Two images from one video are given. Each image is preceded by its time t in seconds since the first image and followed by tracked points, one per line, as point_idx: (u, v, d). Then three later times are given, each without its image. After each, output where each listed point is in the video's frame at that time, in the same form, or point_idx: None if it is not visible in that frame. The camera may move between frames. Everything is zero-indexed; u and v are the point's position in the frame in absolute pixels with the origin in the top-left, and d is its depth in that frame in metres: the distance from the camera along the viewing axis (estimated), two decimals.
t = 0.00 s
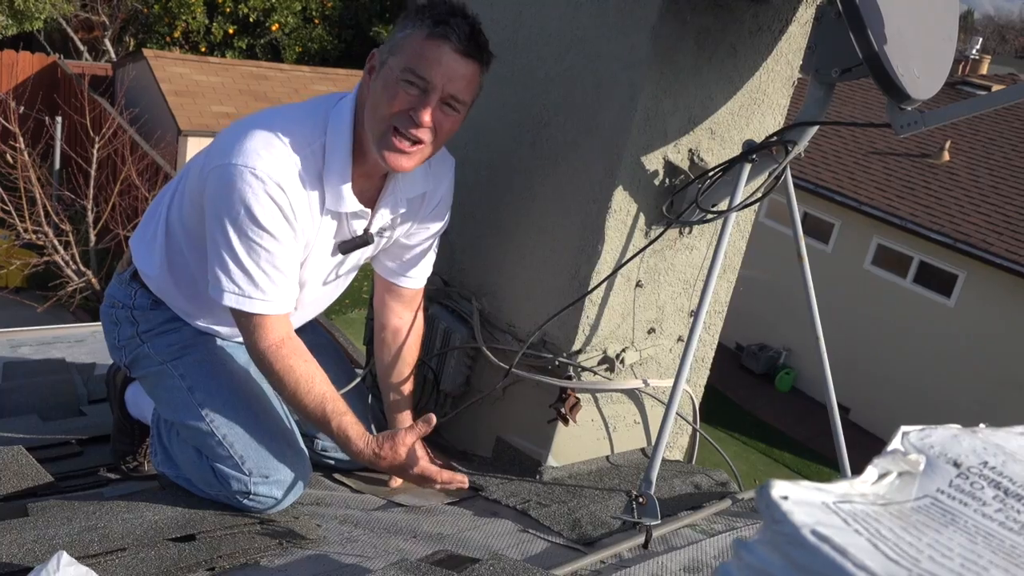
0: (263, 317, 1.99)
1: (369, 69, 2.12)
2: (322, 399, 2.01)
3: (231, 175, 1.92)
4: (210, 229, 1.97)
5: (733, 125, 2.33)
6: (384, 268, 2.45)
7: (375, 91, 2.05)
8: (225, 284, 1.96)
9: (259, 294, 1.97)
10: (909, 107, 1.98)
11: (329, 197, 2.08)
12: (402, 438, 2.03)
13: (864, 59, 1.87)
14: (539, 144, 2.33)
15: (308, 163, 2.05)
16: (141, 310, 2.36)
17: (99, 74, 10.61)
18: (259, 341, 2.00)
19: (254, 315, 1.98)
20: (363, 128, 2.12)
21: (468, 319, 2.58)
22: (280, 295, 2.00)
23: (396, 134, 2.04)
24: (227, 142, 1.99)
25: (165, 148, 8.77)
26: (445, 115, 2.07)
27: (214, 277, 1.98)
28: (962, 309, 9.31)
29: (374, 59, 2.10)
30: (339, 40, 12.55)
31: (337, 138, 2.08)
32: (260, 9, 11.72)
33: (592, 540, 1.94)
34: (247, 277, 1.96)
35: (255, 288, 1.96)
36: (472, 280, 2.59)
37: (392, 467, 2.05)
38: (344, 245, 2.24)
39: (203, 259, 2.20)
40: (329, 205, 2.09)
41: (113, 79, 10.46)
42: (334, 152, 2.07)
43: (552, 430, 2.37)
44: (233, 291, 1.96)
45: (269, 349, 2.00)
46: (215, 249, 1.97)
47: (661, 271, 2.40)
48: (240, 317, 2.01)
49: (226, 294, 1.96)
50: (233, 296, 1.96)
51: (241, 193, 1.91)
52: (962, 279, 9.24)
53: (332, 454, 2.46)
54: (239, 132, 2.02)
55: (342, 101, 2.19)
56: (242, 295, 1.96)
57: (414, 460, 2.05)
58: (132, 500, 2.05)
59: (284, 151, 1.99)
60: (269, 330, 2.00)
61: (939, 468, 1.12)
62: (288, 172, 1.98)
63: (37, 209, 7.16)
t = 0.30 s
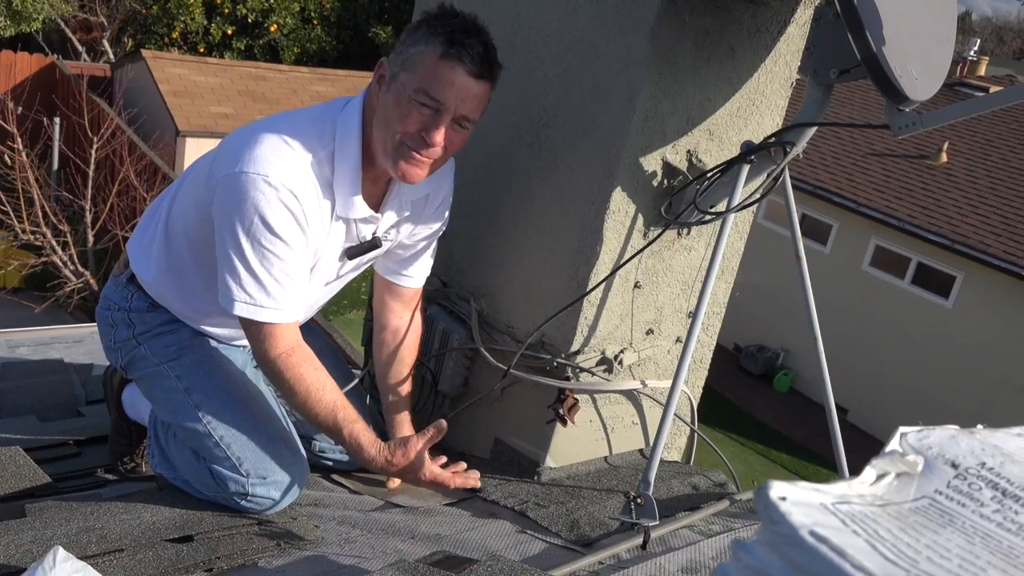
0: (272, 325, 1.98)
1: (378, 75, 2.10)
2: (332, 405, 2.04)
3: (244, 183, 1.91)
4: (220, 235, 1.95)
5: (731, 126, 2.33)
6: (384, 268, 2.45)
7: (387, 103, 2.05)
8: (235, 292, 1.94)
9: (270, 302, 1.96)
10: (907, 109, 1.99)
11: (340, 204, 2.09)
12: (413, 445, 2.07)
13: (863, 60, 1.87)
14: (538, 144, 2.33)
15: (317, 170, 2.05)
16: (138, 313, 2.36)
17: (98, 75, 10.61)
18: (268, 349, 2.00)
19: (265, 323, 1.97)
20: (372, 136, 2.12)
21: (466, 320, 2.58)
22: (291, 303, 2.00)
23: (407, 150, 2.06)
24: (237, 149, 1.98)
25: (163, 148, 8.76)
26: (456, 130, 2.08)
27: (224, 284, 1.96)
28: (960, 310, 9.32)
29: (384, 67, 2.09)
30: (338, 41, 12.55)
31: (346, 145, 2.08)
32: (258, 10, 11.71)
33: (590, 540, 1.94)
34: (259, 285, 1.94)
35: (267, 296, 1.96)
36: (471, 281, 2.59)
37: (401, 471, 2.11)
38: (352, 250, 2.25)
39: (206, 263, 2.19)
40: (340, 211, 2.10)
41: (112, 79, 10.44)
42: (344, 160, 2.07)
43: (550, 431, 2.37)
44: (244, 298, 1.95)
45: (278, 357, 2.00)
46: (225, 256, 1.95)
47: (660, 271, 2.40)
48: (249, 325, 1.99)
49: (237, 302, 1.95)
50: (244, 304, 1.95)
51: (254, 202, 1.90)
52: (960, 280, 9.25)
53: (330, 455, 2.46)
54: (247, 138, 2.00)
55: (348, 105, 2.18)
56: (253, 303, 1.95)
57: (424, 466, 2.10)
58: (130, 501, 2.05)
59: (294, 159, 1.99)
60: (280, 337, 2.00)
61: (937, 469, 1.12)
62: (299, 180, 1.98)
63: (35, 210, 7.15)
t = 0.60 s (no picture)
0: (263, 324, 1.95)
1: (381, 78, 2.11)
2: (324, 397, 1.96)
3: (240, 180, 1.91)
4: (215, 232, 1.95)
5: (730, 126, 2.33)
6: (385, 270, 2.44)
7: (387, 106, 2.06)
8: (227, 289, 1.93)
9: (261, 301, 1.93)
10: (907, 111, 2.01)
11: (337, 206, 2.09)
12: (408, 426, 1.97)
13: (862, 60, 1.87)
14: (537, 145, 2.33)
15: (315, 170, 2.05)
16: (138, 312, 2.35)
17: (97, 75, 10.61)
18: (258, 346, 1.96)
19: (255, 321, 1.95)
20: (371, 140, 2.12)
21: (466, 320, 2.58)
22: (284, 304, 1.98)
23: (405, 156, 2.06)
24: (236, 147, 1.98)
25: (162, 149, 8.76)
26: (453, 137, 2.08)
27: (217, 281, 1.95)
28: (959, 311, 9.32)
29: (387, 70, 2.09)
30: (337, 42, 12.56)
31: (345, 148, 2.08)
32: (258, 11, 11.72)
33: (589, 541, 1.95)
34: (250, 283, 1.92)
35: (259, 295, 1.93)
36: (470, 282, 2.59)
37: (400, 461, 2.00)
38: (352, 252, 2.26)
39: (204, 261, 2.19)
40: (338, 213, 2.10)
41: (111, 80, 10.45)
42: (342, 163, 2.07)
43: (549, 432, 2.37)
44: (235, 297, 1.93)
45: (268, 353, 1.96)
46: (219, 253, 1.94)
47: (659, 272, 2.40)
48: (239, 324, 1.97)
49: (228, 300, 1.93)
50: (236, 302, 1.93)
51: (248, 198, 1.90)
52: (959, 281, 9.26)
53: (330, 456, 2.45)
54: (247, 137, 2.00)
55: (350, 107, 2.19)
56: (245, 302, 1.93)
57: (424, 451, 1.98)
58: (129, 502, 2.05)
59: (291, 158, 1.99)
60: (269, 333, 1.96)
61: (936, 470, 1.12)
62: (296, 180, 1.98)
63: (34, 210, 7.14)
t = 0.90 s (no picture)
0: (256, 320, 1.92)
1: (375, 77, 2.12)
2: (318, 363, 1.88)
3: (231, 175, 1.91)
4: (207, 229, 1.94)
5: (730, 127, 2.33)
6: (381, 271, 2.44)
7: (380, 103, 2.06)
8: (217, 285, 1.91)
9: (251, 299, 1.91)
10: (906, 111, 2.01)
11: (330, 205, 2.09)
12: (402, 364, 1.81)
13: (861, 61, 1.87)
14: (536, 146, 2.33)
15: (307, 168, 2.05)
16: (135, 313, 2.35)
17: (97, 75, 10.61)
18: (250, 336, 1.92)
19: (245, 316, 1.91)
20: (364, 138, 2.12)
21: (465, 320, 2.57)
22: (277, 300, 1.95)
23: (397, 149, 2.05)
24: (228, 144, 1.99)
25: (162, 149, 8.75)
26: (447, 133, 2.08)
27: (208, 278, 1.94)
28: (959, 312, 9.32)
29: (381, 68, 2.10)
30: (336, 42, 12.56)
31: (337, 147, 2.09)
32: (257, 11, 11.72)
33: (589, 541, 1.95)
34: (241, 280, 1.90)
35: (250, 291, 1.91)
36: (469, 282, 2.59)
37: (408, 402, 1.82)
38: (344, 252, 2.25)
39: (198, 260, 2.19)
40: (330, 212, 2.10)
41: (110, 80, 10.44)
42: (335, 162, 2.07)
43: (549, 432, 2.36)
44: (226, 293, 1.91)
45: (261, 339, 1.92)
46: (211, 250, 1.93)
47: (659, 272, 2.40)
48: (229, 319, 1.95)
49: (219, 297, 1.91)
50: (227, 299, 1.91)
51: (240, 193, 1.89)
52: (959, 282, 9.26)
53: (329, 456, 2.44)
54: (239, 134, 2.00)
55: (344, 107, 2.19)
56: (236, 299, 1.90)
57: (425, 377, 1.80)
58: (129, 502, 2.05)
59: (284, 155, 1.99)
60: (260, 323, 1.92)
61: (936, 470, 1.12)
62: (288, 177, 1.98)
63: (34, 210, 7.13)
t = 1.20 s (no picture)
0: (254, 320, 1.92)
1: (374, 76, 2.12)
2: (318, 358, 1.88)
3: (230, 173, 1.91)
4: (205, 228, 1.94)
5: (730, 127, 2.33)
6: (381, 272, 2.44)
7: (380, 101, 2.06)
8: (215, 284, 1.91)
9: (249, 298, 1.91)
10: (907, 111, 2.02)
11: (328, 205, 2.09)
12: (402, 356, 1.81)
13: (862, 62, 1.87)
14: (536, 146, 2.33)
15: (306, 167, 2.05)
16: (135, 313, 2.35)
17: (97, 75, 10.62)
18: (249, 334, 1.92)
19: (244, 316, 1.91)
20: (363, 137, 2.12)
21: (465, 321, 2.58)
22: (275, 300, 1.95)
23: (397, 148, 2.05)
24: (227, 141, 1.99)
25: (162, 148, 8.74)
26: (446, 132, 2.08)
27: (206, 277, 1.93)
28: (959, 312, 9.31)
29: (381, 67, 2.11)
30: (337, 42, 12.55)
31: (337, 145, 2.09)
32: (258, 10, 11.73)
33: (589, 541, 1.95)
34: (239, 279, 1.90)
35: (249, 290, 1.91)
36: (469, 282, 2.59)
37: (409, 395, 1.82)
38: (343, 252, 2.25)
39: (196, 260, 2.19)
40: (328, 212, 2.10)
41: (111, 80, 10.45)
42: (333, 161, 2.07)
43: (549, 432, 2.37)
44: (224, 292, 1.90)
45: (260, 337, 1.92)
46: (208, 248, 1.93)
47: (659, 272, 2.40)
48: (227, 318, 1.94)
49: (217, 296, 1.91)
50: (225, 298, 1.90)
51: (239, 192, 1.89)
52: (959, 282, 9.25)
53: (329, 456, 2.44)
54: (238, 133, 2.00)
55: (343, 106, 2.19)
56: (235, 298, 1.90)
57: (426, 369, 1.81)
58: (129, 502, 2.05)
59: (283, 154, 1.99)
60: (260, 323, 1.92)
61: (936, 470, 1.12)
62: (287, 176, 1.98)
63: (34, 210, 7.13)
